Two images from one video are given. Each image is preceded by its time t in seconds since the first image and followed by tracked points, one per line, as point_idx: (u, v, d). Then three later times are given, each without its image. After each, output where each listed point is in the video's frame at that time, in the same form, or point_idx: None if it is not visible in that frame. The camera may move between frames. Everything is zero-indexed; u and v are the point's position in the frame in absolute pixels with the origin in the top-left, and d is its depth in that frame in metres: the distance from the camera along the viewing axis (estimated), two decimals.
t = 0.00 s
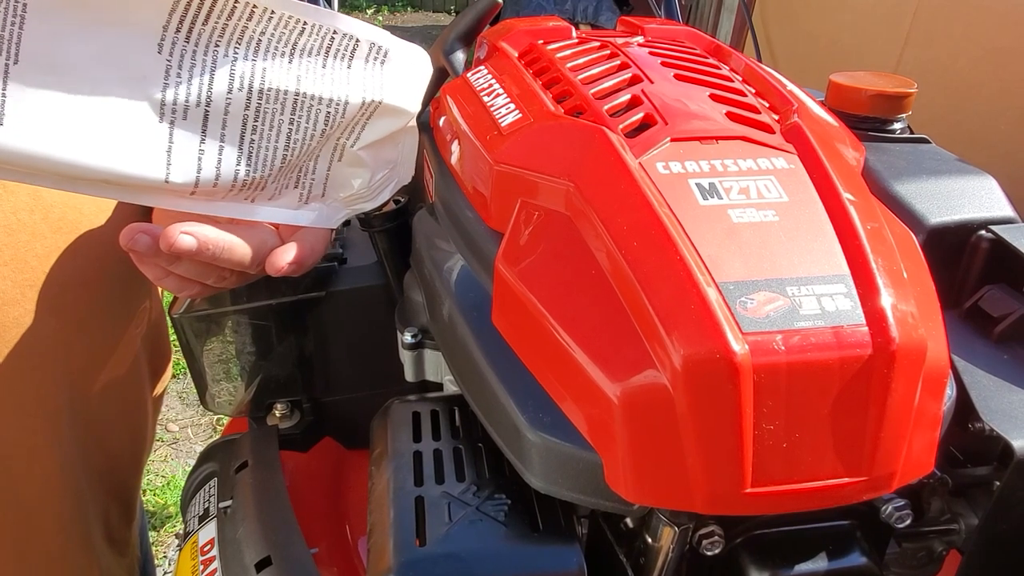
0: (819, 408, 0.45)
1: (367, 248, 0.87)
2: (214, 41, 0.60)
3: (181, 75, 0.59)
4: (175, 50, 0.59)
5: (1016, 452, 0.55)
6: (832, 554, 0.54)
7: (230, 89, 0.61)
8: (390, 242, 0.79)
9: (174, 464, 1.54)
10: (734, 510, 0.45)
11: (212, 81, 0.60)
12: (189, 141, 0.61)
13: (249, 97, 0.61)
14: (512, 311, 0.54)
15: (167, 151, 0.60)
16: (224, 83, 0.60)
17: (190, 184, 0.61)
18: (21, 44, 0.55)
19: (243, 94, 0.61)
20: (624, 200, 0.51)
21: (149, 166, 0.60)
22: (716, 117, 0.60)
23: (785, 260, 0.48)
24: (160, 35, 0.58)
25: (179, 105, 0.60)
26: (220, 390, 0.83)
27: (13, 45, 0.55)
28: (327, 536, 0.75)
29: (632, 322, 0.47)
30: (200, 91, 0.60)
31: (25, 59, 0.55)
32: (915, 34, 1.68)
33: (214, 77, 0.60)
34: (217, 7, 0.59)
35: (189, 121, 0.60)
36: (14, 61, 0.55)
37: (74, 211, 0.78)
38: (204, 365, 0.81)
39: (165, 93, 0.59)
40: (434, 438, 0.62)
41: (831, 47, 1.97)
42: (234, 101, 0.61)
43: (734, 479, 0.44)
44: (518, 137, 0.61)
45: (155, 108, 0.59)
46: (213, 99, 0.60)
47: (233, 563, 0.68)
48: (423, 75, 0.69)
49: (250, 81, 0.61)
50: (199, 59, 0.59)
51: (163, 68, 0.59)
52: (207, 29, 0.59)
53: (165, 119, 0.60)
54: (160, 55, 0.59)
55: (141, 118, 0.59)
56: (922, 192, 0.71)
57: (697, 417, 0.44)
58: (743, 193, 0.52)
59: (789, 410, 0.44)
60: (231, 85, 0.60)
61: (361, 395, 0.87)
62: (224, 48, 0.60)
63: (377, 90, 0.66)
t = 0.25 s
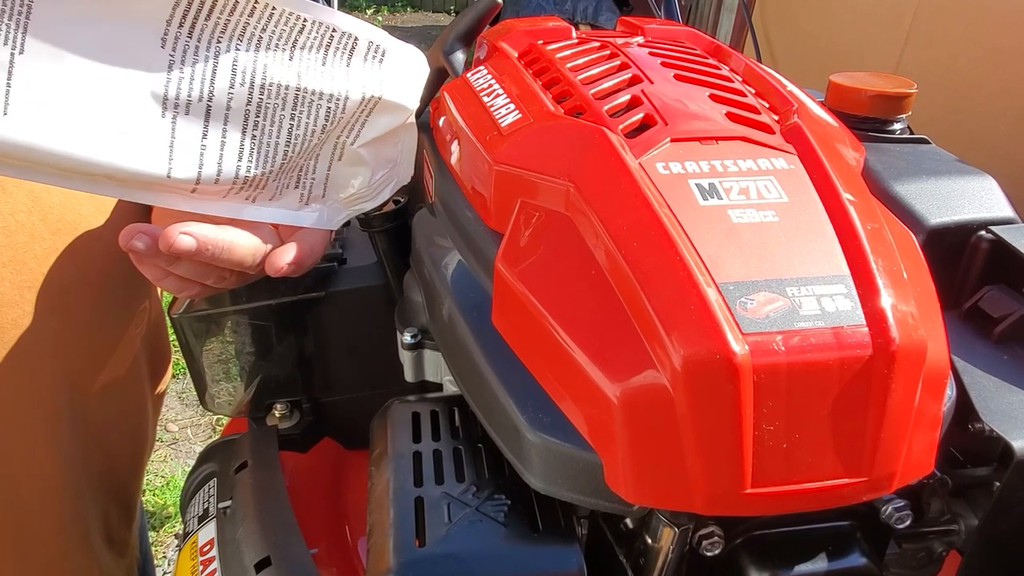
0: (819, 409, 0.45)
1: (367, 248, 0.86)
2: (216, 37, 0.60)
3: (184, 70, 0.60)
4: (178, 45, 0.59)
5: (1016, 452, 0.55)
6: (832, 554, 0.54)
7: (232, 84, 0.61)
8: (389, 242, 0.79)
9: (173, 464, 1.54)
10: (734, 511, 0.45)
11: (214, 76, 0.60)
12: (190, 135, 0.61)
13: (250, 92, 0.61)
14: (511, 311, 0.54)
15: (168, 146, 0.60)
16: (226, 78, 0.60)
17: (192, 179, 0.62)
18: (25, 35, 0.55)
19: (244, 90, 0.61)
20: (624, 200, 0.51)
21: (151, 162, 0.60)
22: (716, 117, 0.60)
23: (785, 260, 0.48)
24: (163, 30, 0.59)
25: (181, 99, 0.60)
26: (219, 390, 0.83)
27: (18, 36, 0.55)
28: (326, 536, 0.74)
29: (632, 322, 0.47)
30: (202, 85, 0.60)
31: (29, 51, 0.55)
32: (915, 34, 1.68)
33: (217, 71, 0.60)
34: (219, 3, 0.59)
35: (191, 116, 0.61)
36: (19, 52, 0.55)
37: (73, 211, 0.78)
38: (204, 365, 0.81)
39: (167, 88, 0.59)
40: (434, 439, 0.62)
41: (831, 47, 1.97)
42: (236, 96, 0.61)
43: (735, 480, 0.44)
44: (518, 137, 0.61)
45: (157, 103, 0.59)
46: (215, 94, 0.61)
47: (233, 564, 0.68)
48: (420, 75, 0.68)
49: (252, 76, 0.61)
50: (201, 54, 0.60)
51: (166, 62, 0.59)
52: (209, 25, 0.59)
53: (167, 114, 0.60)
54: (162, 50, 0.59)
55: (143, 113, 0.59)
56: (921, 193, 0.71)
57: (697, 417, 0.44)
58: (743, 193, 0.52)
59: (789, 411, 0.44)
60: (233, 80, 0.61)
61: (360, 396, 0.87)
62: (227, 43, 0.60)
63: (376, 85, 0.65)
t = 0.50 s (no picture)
0: (820, 410, 0.44)
1: (367, 248, 0.86)
2: (215, 37, 0.59)
3: (183, 69, 0.59)
4: (176, 44, 0.59)
5: (1016, 453, 0.55)
6: (832, 555, 0.54)
7: (231, 83, 0.61)
8: (389, 242, 0.79)
9: (172, 464, 1.54)
10: (734, 512, 0.45)
11: (213, 76, 0.60)
12: (189, 134, 0.61)
13: (249, 91, 0.61)
14: (511, 312, 0.54)
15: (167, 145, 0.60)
16: (224, 78, 0.60)
17: (189, 177, 0.62)
18: (24, 32, 0.55)
19: (243, 89, 0.61)
20: (624, 200, 0.51)
21: (149, 159, 0.60)
22: (716, 117, 0.60)
23: (785, 260, 0.48)
24: (162, 29, 0.58)
25: (180, 99, 0.60)
26: (219, 390, 0.83)
27: (16, 33, 0.55)
28: (326, 536, 0.74)
29: (632, 323, 0.47)
30: (202, 85, 0.60)
31: (27, 49, 0.55)
32: (915, 34, 1.68)
33: (216, 71, 0.60)
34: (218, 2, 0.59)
35: (190, 115, 0.61)
36: (16, 49, 0.55)
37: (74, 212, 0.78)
38: (204, 365, 0.81)
39: (166, 87, 0.59)
40: (434, 439, 0.62)
41: (831, 47, 1.97)
42: (235, 96, 0.61)
43: (735, 480, 0.44)
44: (517, 137, 0.61)
45: (157, 101, 0.59)
46: (214, 93, 0.61)
47: (232, 564, 0.68)
48: (421, 75, 0.69)
49: (251, 77, 0.61)
50: (200, 54, 0.60)
51: (164, 62, 0.59)
52: (207, 24, 0.59)
53: (166, 113, 0.60)
54: (162, 50, 0.59)
55: (142, 112, 0.59)
56: (922, 193, 0.71)
57: (697, 417, 0.44)
58: (743, 193, 0.52)
59: (789, 411, 0.44)
60: (232, 79, 0.61)
61: (360, 396, 0.87)
62: (226, 42, 0.60)
63: (376, 86, 0.65)
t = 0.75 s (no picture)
0: (820, 410, 0.44)
1: (367, 248, 0.86)
2: (216, 36, 0.59)
3: (184, 68, 0.59)
4: (177, 43, 0.59)
5: (1016, 454, 0.55)
6: (832, 555, 0.54)
7: (232, 82, 0.60)
8: (389, 242, 0.79)
9: (172, 464, 1.54)
10: (734, 512, 0.45)
11: (213, 75, 0.60)
12: (189, 133, 0.61)
13: (250, 91, 0.61)
14: (511, 312, 0.54)
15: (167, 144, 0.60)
16: (225, 77, 0.60)
17: (190, 177, 0.62)
18: (25, 29, 0.55)
19: (244, 88, 0.61)
20: (624, 200, 0.51)
21: (150, 158, 0.60)
22: (716, 118, 0.60)
23: (785, 261, 0.48)
24: (163, 28, 0.58)
25: (180, 98, 0.60)
26: (218, 390, 0.83)
27: (18, 30, 0.55)
28: (326, 536, 0.74)
29: (632, 323, 0.47)
30: (202, 84, 0.60)
31: (29, 46, 0.55)
32: (915, 34, 1.68)
33: (217, 70, 0.60)
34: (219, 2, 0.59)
35: (190, 114, 0.60)
36: (18, 47, 0.55)
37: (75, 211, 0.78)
38: (204, 365, 0.81)
39: (167, 85, 0.59)
40: (433, 439, 0.62)
41: (831, 48, 1.97)
42: (235, 95, 0.61)
43: (735, 481, 0.44)
44: (517, 137, 0.61)
45: (157, 101, 0.59)
46: (215, 93, 0.60)
47: (232, 564, 0.68)
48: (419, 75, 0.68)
49: (251, 75, 0.61)
50: (201, 53, 0.59)
51: (165, 60, 0.59)
52: (208, 24, 0.59)
53: (166, 112, 0.60)
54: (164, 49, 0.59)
55: (142, 112, 0.59)
56: (922, 193, 0.71)
57: (697, 417, 0.44)
58: (743, 193, 0.52)
59: (789, 412, 0.44)
60: (233, 79, 0.60)
61: (360, 396, 0.87)
62: (227, 41, 0.60)
63: (376, 85, 0.65)
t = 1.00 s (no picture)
0: (818, 410, 0.45)
1: (367, 248, 0.86)
2: (221, 35, 0.59)
3: (189, 66, 0.59)
4: (182, 41, 0.59)
5: (1015, 454, 0.55)
6: (831, 555, 0.54)
7: (236, 83, 0.60)
8: (388, 242, 0.79)
9: (171, 464, 1.54)
10: (733, 511, 0.45)
11: (219, 74, 0.60)
12: (192, 132, 0.60)
13: (255, 91, 0.61)
14: (511, 312, 0.54)
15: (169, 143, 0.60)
16: (231, 76, 0.60)
17: (191, 174, 0.61)
18: (29, 26, 0.55)
19: (249, 88, 0.61)
20: (624, 200, 0.51)
21: (152, 154, 0.59)
22: (715, 118, 0.60)
23: (785, 260, 0.48)
24: (168, 26, 0.58)
25: (185, 96, 0.59)
26: (218, 390, 0.83)
27: (21, 26, 0.55)
28: (326, 536, 0.74)
29: (632, 323, 0.47)
30: (207, 83, 0.60)
31: (32, 41, 0.55)
32: (915, 34, 1.68)
33: (222, 69, 0.60)
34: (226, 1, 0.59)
35: (194, 113, 0.60)
36: (21, 42, 0.55)
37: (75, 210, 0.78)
38: (203, 364, 0.81)
39: (171, 83, 0.59)
40: (433, 439, 0.62)
41: (831, 47, 1.97)
42: (240, 95, 0.61)
43: (734, 480, 0.44)
44: (518, 137, 0.61)
45: (162, 99, 0.59)
46: (219, 92, 0.60)
47: (232, 564, 0.68)
48: (424, 79, 0.69)
49: (257, 76, 0.61)
50: (206, 51, 0.59)
51: (170, 58, 0.59)
52: (212, 22, 0.59)
53: (170, 110, 0.59)
54: (170, 47, 0.59)
55: (145, 110, 0.58)
56: (921, 193, 0.71)
57: (696, 417, 0.44)
58: (743, 193, 0.52)
59: (788, 411, 0.44)
60: (237, 79, 0.60)
61: (360, 396, 0.87)
62: (232, 40, 0.60)
63: (381, 90, 0.66)
